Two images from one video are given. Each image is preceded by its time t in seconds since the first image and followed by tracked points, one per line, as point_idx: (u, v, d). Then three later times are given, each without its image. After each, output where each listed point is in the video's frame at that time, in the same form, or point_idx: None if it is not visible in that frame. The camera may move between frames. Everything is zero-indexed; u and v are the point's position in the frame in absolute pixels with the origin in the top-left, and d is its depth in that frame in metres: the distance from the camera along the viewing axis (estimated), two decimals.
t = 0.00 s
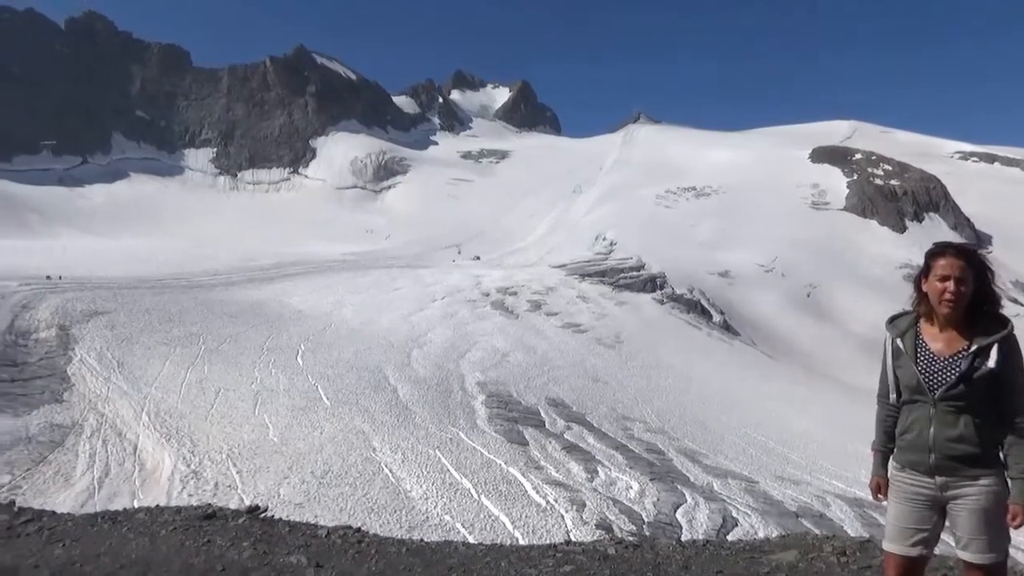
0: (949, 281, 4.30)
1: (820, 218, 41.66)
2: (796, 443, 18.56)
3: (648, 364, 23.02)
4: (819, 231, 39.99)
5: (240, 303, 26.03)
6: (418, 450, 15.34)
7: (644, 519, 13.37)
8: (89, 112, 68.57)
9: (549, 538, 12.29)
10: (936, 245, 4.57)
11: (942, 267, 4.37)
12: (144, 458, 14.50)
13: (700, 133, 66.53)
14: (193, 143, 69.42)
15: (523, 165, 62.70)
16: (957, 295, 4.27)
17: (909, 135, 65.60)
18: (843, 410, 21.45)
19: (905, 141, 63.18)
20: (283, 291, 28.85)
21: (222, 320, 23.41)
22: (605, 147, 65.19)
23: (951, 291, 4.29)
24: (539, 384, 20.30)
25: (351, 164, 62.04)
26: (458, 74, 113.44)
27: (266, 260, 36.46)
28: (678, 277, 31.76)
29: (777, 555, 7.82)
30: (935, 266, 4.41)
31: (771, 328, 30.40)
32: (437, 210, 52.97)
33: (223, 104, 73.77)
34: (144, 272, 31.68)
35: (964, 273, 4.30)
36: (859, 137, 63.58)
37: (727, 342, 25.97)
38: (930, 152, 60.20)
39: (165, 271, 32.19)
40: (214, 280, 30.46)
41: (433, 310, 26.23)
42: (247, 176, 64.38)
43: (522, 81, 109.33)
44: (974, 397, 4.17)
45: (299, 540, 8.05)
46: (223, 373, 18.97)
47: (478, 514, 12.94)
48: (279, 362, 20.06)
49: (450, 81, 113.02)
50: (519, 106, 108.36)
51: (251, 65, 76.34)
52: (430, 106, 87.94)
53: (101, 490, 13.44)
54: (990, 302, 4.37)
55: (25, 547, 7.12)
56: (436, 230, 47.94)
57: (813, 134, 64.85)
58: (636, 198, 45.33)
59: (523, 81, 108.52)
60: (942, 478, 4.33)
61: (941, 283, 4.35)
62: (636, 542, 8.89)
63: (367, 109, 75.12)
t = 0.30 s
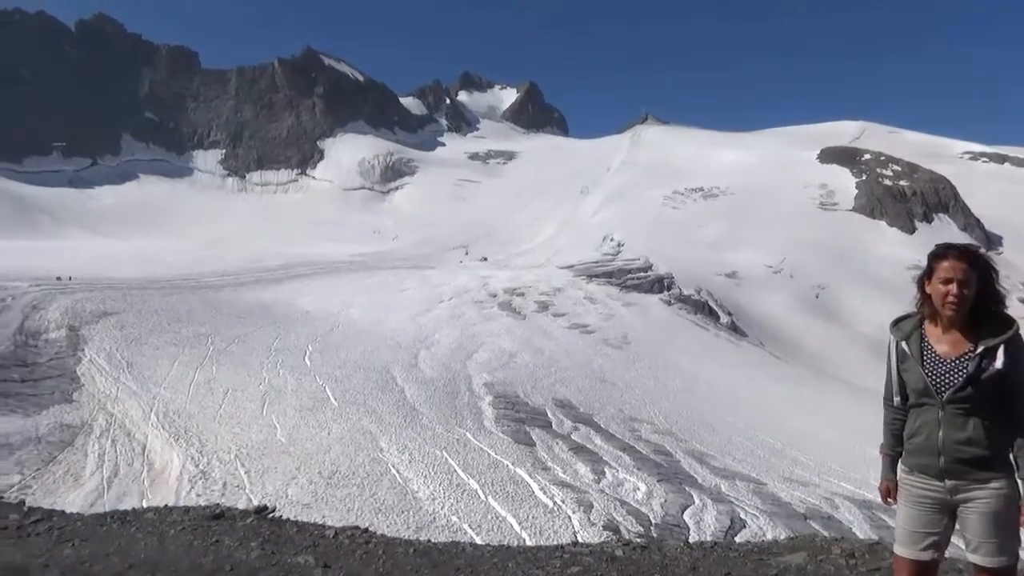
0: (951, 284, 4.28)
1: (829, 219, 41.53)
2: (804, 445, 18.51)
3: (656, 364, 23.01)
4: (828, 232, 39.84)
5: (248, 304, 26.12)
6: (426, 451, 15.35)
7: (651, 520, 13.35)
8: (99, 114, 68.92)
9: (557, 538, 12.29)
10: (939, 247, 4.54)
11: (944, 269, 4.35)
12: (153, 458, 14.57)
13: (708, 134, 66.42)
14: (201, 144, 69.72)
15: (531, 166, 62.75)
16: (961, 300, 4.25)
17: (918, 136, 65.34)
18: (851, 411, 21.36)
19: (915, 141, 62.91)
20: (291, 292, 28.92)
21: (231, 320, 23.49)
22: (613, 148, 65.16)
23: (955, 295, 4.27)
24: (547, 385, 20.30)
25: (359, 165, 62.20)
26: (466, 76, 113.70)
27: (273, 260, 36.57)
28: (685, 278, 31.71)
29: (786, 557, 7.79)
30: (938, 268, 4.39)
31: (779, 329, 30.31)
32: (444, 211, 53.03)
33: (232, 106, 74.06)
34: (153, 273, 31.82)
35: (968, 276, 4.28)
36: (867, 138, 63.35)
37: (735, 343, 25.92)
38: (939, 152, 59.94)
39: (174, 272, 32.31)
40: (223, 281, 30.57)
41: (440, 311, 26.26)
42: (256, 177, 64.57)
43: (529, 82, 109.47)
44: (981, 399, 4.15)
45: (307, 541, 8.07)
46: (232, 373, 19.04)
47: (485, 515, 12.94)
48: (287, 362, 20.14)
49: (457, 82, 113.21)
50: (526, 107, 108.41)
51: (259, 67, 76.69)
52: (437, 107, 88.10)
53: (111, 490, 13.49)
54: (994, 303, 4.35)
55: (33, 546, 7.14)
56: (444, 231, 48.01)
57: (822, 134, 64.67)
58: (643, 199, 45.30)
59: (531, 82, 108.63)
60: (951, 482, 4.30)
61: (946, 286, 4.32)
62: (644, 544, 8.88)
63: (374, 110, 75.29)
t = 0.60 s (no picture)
0: (957, 286, 4.25)
1: (837, 218, 41.37)
2: (813, 445, 18.44)
3: (664, 365, 22.98)
4: (837, 232, 39.68)
5: (257, 305, 26.20)
6: (433, 452, 15.36)
7: (659, 521, 13.32)
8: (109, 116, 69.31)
9: (564, 539, 12.29)
10: (942, 248, 4.52)
11: (948, 271, 4.33)
12: (162, 458, 14.64)
13: (716, 134, 66.27)
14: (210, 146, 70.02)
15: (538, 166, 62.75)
16: (967, 301, 4.23)
17: (927, 135, 65.07)
18: (861, 412, 21.27)
19: (924, 140, 62.60)
20: (299, 293, 29.00)
21: (239, 321, 23.59)
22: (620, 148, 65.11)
23: (961, 297, 4.24)
24: (554, 386, 20.30)
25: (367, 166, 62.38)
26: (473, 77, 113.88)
27: (281, 261, 36.68)
28: (693, 278, 31.65)
29: (795, 558, 7.75)
30: (941, 270, 4.38)
31: (788, 330, 30.21)
32: (451, 211, 53.10)
33: (240, 107, 74.37)
34: (163, 274, 31.98)
35: (973, 277, 4.25)
36: (876, 137, 63.08)
37: (743, 343, 25.85)
38: (948, 151, 59.64)
39: (182, 273, 32.44)
40: (232, 282, 30.69)
41: (447, 311, 26.29)
42: (264, 178, 64.75)
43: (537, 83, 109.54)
44: (994, 399, 4.12)
45: (316, 541, 8.10)
46: (240, 374, 19.12)
47: (493, 515, 12.95)
48: (295, 363, 20.19)
49: (464, 83, 113.39)
50: (533, 107, 108.41)
51: (267, 69, 77.04)
52: (444, 107, 88.25)
53: (120, 490, 13.55)
54: (1000, 303, 4.33)
55: (43, 547, 7.16)
56: (451, 232, 48.11)
57: (830, 134, 64.44)
58: (651, 199, 45.26)
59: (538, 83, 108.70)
60: (965, 485, 4.26)
61: (952, 288, 4.29)
62: (653, 545, 8.86)
63: (382, 111, 75.46)
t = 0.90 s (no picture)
0: (964, 286, 4.23)
1: (845, 218, 41.22)
2: (819, 445, 18.39)
3: (670, 365, 22.94)
4: (844, 231, 39.54)
5: (263, 305, 26.26)
6: (439, 451, 15.36)
7: (666, 521, 13.30)
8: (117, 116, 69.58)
9: (571, 539, 12.28)
10: (946, 248, 4.50)
11: (954, 272, 4.31)
12: (169, 457, 14.68)
13: (722, 134, 66.15)
14: (217, 146, 70.25)
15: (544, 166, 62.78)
16: (972, 302, 4.22)
17: (935, 135, 64.81)
18: (868, 412, 21.19)
19: (931, 139, 62.34)
20: (305, 293, 29.06)
21: (246, 321, 23.67)
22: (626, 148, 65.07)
23: (966, 299, 4.24)
24: (560, 385, 20.30)
25: (373, 166, 62.55)
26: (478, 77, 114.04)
27: (288, 261, 36.77)
28: (699, 278, 31.59)
29: (802, 560, 7.72)
30: (948, 270, 4.36)
31: (795, 330, 30.12)
32: (458, 212, 53.15)
33: (247, 108, 74.60)
34: (170, 274, 32.10)
35: (980, 277, 4.24)
36: (883, 136, 62.85)
37: (750, 343, 25.78)
38: (956, 151, 59.38)
39: (189, 273, 32.54)
40: (238, 282, 30.78)
41: (453, 311, 26.31)
42: (270, 178, 64.86)
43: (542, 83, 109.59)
44: (1005, 401, 4.10)
45: (322, 540, 8.10)
46: (247, 373, 19.18)
47: (499, 515, 12.95)
48: (301, 362, 20.25)
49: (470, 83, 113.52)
50: (539, 107, 108.43)
51: (274, 69, 77.32)
52: (450, 108, 88.34)
53: (128, 489, 13.60)
54: (1007, 302, 4.32)
55: (51, 545, 7.19)
56: (457, 232, 48.15)
57: (837, 134, 64.25)
58: (657, 199, 45.19)
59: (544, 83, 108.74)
60: (974, 487, 4.24)
61: (957, 289, 4.28)
62: (659, 546, 8.84)
63: (388, 111, 75.55)
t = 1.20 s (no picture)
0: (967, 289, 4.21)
1: (854, 218, 41.03)
2: (828, 446, 18.32)
3: (677, 364, 22.89)
4: (853, 231, 39.36)
5: (271, 303, 26.32)
6: (446, 450, 15.37)
7: (673, 521, 13.27)
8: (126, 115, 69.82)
9: (578, 539, 12.27)
10: (953, 249, 4.46)
11: (958, 271, 4.29)
12: (177, 455, 14.74)
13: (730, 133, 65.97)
14: (225, 145, 70.46)
15: (552, 165, 62.75)
16: (977, 303, 4.20)
17: (945, 134, 64.44)
18: (877, 413, 21.09)
19: (941, 138, 61.98)
20: (313, 292, 29.11)
21: (254, 319, 23.72)
22: (634, 147, 64.96)
23: (969, 299, 4.22)
24: (567, 385, 20.28)
25: (381, 166, 62.70)
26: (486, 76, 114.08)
27: (296, 260, 36.86)
28: (707, 278, 31.50)
29: (810, 560, 7.68)
30: (952, 270, 4.33)
31: (803, 330, 30.01)
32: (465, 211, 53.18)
33: (255, 107, 74.81)
34: (178, 273, 32.20)
35: (985, 278, 4.21)
36: (893, 135, 62.53)
37: (757, 343, 25.69)
38: (967, 150, 59.04)
39: (198, 272, 32.65)
40: (246, 280, 30.85)
41: (461, 310, 26.32)
42: (278, 177, 64.95)
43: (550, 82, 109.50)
44: (1012, 402, 4.07)
45: (329, 539, 8.11)
46: (255, 371, 19.24)
47: (506, 514, 12.96)
48: (309, 361, 20.28)
49: (478, 82, 113.54)
50: (547, 106, 108.33)
51: (282, 68, 77.55)
52: (458, 107, 88.35)
53: (137, 487, 13.66)
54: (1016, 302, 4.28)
55: (60, 542, 7.23)
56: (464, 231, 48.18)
57: (846, 133, 63.96)
58: (665, 199, 45.10)
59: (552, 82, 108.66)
60: (980, 486, 4.21)
61: (961, 291, 4.26)
62: (666, 546, 8.81)
63: (396, 110, 75.63)
